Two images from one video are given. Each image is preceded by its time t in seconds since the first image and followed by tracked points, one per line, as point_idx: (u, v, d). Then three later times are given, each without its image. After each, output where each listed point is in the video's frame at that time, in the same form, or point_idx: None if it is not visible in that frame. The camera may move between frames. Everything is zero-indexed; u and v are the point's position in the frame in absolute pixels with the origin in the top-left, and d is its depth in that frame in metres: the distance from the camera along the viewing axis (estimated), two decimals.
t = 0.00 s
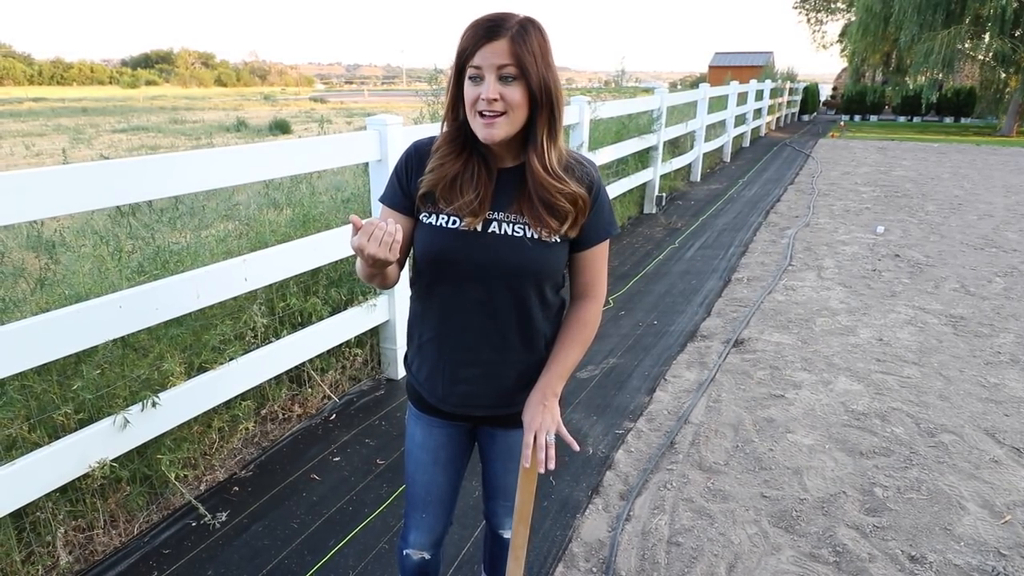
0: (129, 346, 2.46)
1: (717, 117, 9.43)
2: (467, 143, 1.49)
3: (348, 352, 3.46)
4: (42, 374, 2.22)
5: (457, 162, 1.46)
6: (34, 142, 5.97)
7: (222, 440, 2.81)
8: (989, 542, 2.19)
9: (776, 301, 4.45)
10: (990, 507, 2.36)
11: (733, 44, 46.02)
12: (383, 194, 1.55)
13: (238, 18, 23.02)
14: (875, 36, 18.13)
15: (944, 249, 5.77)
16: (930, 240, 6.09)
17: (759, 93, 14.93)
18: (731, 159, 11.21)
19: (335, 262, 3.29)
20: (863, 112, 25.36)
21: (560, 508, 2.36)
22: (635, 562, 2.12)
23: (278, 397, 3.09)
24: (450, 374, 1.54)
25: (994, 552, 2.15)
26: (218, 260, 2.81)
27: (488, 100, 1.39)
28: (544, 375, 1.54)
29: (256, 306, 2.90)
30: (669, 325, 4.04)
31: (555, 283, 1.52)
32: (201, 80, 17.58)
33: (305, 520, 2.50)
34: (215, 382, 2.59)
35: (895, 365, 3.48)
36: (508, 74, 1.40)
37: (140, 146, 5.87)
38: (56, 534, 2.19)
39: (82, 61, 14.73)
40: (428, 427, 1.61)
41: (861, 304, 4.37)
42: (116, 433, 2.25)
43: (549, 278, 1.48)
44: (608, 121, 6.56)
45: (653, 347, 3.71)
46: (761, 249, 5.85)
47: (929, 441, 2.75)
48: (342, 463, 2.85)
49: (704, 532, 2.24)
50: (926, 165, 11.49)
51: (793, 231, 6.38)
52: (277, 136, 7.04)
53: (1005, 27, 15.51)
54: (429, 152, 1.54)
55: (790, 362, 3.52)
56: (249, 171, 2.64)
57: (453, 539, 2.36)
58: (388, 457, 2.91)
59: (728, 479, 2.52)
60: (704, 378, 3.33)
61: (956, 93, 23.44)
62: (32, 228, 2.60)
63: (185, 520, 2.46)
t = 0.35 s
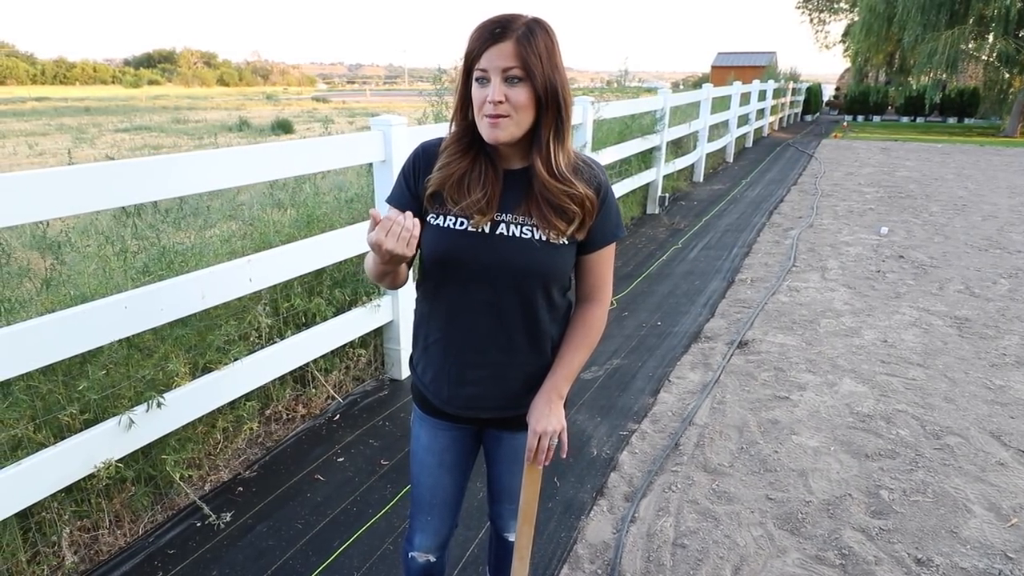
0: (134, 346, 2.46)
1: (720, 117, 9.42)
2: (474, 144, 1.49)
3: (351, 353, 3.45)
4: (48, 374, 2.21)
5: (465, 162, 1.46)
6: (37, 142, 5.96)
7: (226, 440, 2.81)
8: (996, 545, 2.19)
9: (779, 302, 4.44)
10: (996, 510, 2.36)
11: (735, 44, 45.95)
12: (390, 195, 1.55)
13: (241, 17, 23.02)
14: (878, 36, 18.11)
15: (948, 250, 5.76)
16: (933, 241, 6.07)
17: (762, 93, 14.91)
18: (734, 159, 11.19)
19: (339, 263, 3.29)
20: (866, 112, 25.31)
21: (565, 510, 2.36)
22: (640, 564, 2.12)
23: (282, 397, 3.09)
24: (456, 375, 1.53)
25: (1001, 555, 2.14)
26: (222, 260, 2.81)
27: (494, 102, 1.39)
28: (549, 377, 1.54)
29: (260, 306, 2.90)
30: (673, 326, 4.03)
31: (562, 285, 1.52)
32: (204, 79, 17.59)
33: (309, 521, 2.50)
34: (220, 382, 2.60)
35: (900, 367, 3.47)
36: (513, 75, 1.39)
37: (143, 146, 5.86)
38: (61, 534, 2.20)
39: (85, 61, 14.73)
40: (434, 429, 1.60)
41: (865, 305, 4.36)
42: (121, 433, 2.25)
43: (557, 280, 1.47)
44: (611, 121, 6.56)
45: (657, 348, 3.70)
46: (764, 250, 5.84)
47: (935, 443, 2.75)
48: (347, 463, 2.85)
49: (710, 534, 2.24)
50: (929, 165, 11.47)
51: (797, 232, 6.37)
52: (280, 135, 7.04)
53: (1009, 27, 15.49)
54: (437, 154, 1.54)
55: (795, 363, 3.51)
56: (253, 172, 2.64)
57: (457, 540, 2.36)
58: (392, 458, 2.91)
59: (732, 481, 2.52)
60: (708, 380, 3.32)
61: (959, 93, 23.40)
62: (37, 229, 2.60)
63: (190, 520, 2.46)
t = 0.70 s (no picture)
0: (137, 347, 2.46)
1: (722, 117, 9.41)
2: (476, 146, 1.48)
3: (354, 353, 3.45)
4: (50, 375, 2.21)
5: (467, 165, 1.45)
6: (40, 142, 5.97)
7: (229, 441, 2.81)
8: (1000, 547, 2.18)
9: (783, 303, 4.43)
10: (1001, 512, 2.35)
11: (738, 44, 45.87)
12: (392, 199, 1.55)
13: (243, 18, 23.05)
14: (881, 36, 18.07)
15: (952, 251, 5.74)
16: (937, 241, 6.06)
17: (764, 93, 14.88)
18: (737, 160, 11.17)
19: (342, 263, 3.28)
20: (869, 112, 25.27)
21: (567, 512, 2.35)
22: (642, 566, 2.11)
23: (285, 398, 3.09)
24: (460, 379, 1.53)
25: (1006, 558, 2.13)
26: (225, 261, 2.81)
27: (495, 103, 1.38)
28: (554, 379, 1.54)
29: (263, 307, 2.90)
30: (676, 326, 4.02)
31: (566, 288, 1.51)
32: (206, 79, 17.60)
33: (312, 522, 2.50)
34: (223, 383, 2.60)
35: (903, 368, 3.46)
36: (512, 77, 1.39)
37: (146, 146, 5.86)
38: (64, 535, 2.20)
39: (87, 62, 14.75)
40: (436, 432, 1.60)
41: (868, 306, 4.35)
42: (124, 434, 2.25)
43: (560, 283, 1.47)
44: (613, 122, 6.55)
45: (660, 349, 3.69)
46: (767, 250, 5.82)
47: (939, 445, 2.74)
48: (349, 464, 2.85)
49: (713, 536, 2.23)
50: (932, 166, 11.44)
51: (800, 233, 6.36)
52: (282, 136, 7.03)
53: (1013, 27, 15.46)
54: (439, 157, 1.54)
55: (798, 365, 3.50)
56: (256, 173, 2.64)
57: (460, 542, 2.36)
58: (395, 459, 2.91)
59: (736, 483, 2.51)
60: (711, 381, 3.32)
61: (962, 93, 23.35)
62: (40, 230, 2.60)
63: (192, 521, 2.47)
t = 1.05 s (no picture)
0: (140, 346, 2.46)
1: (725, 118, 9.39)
2: (480, 148, 1.48)
3: (356, 353, 3.45)
4: (54, 374, 2.21)
5: (471, 167, 1.45)
6: (43, 142, 5.98)
7: (231, 441, 2.81)
8: (1005, 549, 2.17)
9: (786, 303, 4.42)
10: (1006, 514, 2.34)
11: (741, 43, 45.79)
12: (395, 199, 1.55)
13: (246, 17, 23.09)
14: (884, 35, 18.02)
15: (956, 252, 5.72)
16: (941, 242, 6.04)
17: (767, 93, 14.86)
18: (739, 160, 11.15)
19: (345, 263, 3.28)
20: (872, 112, 25.21)
21: (570, 512, 2.35)
22: (645, 567, 2.11)
23: (288, 398, 3.10)
24: (463, 379, 1.53)
25: (1010, 560, 2.13)
26: (228, 261, 2.81)
27: (498, 105, 1.38)
28: (556, 379, 1.53)
29: (266, 307, 2.90)
30: (678, 327, 4.01)
31: (569, 288, 1.51)
32: (209, 79, 17.61)
33: (314, 522, 2.50)
34: (227, 383, 2.60)
35: (907, 369, 3.45)
36: (515, 79, 1.39)
37: (148, 147, 5.86)
38: (67, 534, 2.20)
39: (91, 62, 14.79)
40: (440, 432, 1.60)
41: (872, 307, 4.34)
42: (127, 434, 2.25)
43: (564, 283, 1.47)
44: (616, 122, 6.55)
45: (662, 350, 3.69)
46: (770, 250, 5.81)
47: (943, 446, 2.73)
48: (351, 464, 2.85)
49: (716, 537, 2.23)
50: (935, 166, 11.42)
51: (803, 233, 6.34)
52: (284, 136, 7.04)
53: (1016, 27, 15.41)
54: (442, 159, 1.54)
55: (801, 365, 3.49)
56: (259, 174, 2.65)
57: (463, 542, 2.36)
58: (397, 459, 2.91)
59: (739, 484, 2.51)
60: (713, 382, 3.31)
61: (966, 93, 23.30)
62: (43, 230, 2.61)
63: (194, 521, 2.47)
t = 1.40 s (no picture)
0: (144, 347, 2.47)
1: (728, 119, 9.39)
2: (485, 150, 1.49)
3: (360, 354, 3.46)
4: (58, 375, 2.22)
5: (476, 169, 1.45)
6: (48, 143, 6.01)
7: (235, 442, 2.81)
8: (1010, 552, 2.16)
9: (789, 305, 4.41)
10: (1010, 517, 2.33)
11: (744, 44, 45.74)
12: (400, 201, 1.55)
13: (250, 18, 23.16)
14: (887, 36, 18.01)
15: (960, 253, 5.70)
16: (944, 243, 6.03)
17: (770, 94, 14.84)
18: (743, 161, 11.14)
19: (348, 265, 3.29)
20: (876, 114, 25.17)
21: (573, 514, 2.34)
22: (648, 569, 2.11)
23: (291, 399, 3.10)
24: (467, 380, 1.53)
25: (1015, 563, 2.12)
26: (232, 262, 2.81)
27: (503, 108, 1.38)
28: (559, 380, 1.53)
29: (269, 308, 2.91)
30: (681, 329, 4.01)
31: (573, 290, 1.51)
32: (212, 80, 17.66)
33: (317, 523, 2.50)
34: (230, 384, 2.61)
35: (911, 371, 3.44)
36: (521, 81, 1.39)
37: (152, 148, 5.88)
38: (71, 534, 2.21)
39: (96, 63, 14.86)
40: (443, 433, 1.60)
41: (875, 309, 4.33)
42: (131, 434, 2.26)
43: (568, 284, 1.47)
44: (619, 123, 6.55)
45: (665, 351, 3.68)
46: (773, 252, 5.80)
47: (947, 449, 2.72)
48: (354, 465, 2.85)
49: (720, 539, 2.22)
50: (939, 167, 11.40)
51: (806, 235, 6.33)
52: (287, 137, 7.06)
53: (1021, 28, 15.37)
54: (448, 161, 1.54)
55: (805, 367, 3.48)
56: (263, 176, 2.66)
57: (466, 544, 2.36)
58: (400, 460, 2.91)
59: (743, 486, 2.50)
60: (717, 383, 3.30)
61: (970, 95, 23.24)
62: (48, 231, 2.62)
63: (198, 521, 2.47)
